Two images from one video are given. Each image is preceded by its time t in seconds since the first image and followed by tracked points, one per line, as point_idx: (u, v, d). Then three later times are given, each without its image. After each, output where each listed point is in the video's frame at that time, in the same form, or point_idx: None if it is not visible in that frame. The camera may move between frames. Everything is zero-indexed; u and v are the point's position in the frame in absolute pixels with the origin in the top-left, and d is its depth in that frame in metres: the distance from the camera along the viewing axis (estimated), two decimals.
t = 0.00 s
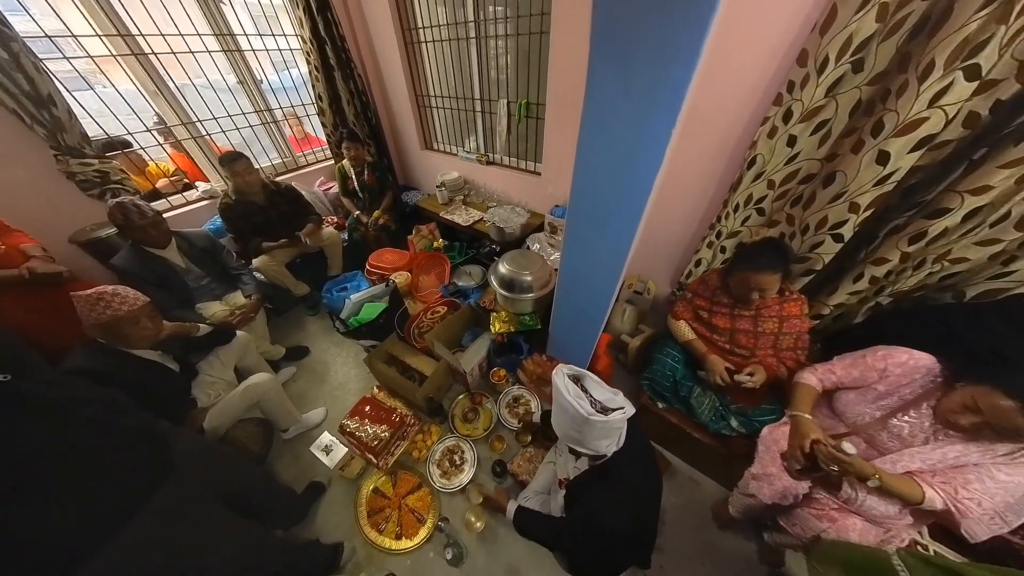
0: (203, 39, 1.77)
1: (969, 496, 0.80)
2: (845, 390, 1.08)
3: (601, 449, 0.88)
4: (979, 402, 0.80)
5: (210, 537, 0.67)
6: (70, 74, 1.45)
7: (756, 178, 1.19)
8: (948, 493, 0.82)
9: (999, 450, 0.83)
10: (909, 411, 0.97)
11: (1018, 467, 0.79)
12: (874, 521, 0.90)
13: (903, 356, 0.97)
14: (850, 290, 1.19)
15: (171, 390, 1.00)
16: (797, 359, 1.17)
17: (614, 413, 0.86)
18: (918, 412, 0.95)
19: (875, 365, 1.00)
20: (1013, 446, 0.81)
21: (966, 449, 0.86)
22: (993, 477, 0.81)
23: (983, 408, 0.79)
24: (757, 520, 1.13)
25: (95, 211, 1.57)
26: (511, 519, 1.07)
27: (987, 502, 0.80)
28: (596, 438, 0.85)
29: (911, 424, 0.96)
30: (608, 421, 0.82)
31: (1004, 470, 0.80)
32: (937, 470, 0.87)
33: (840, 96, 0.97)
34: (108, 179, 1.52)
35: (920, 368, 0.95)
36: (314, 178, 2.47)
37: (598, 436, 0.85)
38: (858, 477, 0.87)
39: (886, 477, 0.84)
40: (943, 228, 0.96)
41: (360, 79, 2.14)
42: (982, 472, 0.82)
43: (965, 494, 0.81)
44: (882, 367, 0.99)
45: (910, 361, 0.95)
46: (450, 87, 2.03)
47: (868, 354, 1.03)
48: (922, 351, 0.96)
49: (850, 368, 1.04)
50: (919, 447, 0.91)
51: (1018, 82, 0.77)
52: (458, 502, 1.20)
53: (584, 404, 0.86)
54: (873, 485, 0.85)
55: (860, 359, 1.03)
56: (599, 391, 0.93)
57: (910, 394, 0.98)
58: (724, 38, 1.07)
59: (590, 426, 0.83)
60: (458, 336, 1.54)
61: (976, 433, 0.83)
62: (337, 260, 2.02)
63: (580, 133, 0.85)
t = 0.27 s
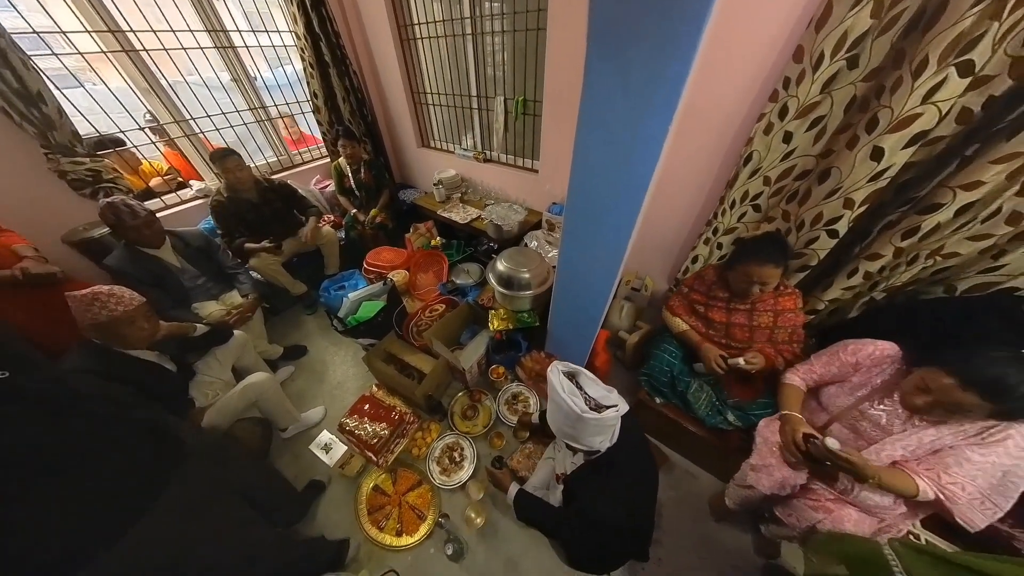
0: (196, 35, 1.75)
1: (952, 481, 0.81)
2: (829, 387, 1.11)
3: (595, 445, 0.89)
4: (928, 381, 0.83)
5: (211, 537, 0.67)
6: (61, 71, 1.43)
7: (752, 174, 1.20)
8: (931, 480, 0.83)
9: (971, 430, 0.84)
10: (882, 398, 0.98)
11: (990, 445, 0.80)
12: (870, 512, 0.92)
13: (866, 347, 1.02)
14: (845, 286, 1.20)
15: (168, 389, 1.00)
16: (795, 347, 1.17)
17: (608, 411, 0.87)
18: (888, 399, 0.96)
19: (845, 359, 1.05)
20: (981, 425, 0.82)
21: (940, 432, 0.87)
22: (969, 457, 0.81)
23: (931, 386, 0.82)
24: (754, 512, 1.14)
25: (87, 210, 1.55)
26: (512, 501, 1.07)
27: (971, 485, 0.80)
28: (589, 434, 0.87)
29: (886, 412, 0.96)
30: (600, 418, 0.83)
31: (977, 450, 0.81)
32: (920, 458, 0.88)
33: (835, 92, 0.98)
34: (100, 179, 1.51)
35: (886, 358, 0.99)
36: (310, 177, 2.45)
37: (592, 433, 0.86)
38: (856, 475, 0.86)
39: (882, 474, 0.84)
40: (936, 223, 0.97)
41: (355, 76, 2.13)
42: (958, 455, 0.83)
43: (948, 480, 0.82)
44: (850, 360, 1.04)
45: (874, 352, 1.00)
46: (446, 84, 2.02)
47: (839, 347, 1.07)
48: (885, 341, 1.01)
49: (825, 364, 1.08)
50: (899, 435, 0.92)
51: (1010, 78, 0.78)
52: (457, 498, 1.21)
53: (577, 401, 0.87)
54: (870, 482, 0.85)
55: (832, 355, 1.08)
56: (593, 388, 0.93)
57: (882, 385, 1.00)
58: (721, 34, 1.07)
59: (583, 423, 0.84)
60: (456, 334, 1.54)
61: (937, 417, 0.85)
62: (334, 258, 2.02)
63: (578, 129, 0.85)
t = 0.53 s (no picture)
0: (190, 33, 1.74)
1: (924, 465, 0.84)
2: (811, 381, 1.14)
3: (585, 437, 0.91)
4: (890, 372, 0.91)
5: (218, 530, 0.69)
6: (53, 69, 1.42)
7: (746, 172, 1.22)
8: (904, 464, 0.86)
9: (940, 415, 0.87)
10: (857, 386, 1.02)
11: (956, 429, 0.83)
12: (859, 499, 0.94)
13: (842, 339, 1.07)
14: (836, 280, 1.23)
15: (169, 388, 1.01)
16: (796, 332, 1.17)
17: (596, 403, 0.89)
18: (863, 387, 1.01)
19: (823, 351, 1.10)
20: (948, 410, 0.85)
21: (911, 418, 0.90)
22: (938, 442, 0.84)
23: (893, 376, 0.91)
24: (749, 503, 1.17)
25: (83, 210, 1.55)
26: (512, 492, 1.09)
27: (943, 468, 0.82)
28: (578, 427, 0.89)
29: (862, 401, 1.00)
30: (589, 410, 0.85)
31: (944, 434, 0.84)
32: (897, 445, 0.91)
33: (827, 90, 0.99)
34: (96, 178, 1.51)
35: (859, 348, 1.05)
36: (307, 175, 2.45)
37: (582, 425, 0.88)
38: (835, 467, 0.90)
39: (860, 464, 0.88)
40: (924, 219, 0.99)
41: (351, 73, 2.12)
42: (928, 440, 0.85)
43: (920, 464, 0.84)
44: (828, 352, 1.09)
45: (849, 343, 1.05)
46: (443, 81, 2.02)
47: (817, 342, 1.12)
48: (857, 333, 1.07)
49: (807, 358, 1.12)
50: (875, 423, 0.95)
51: (995, 77, 0.79)
52: (458, 492, 1.23)
53: (566, 395, 0.89)
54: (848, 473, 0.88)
55: (811, 349, 1.12)
56: (583, 382, 0.96)
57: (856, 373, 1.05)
58: (715, 32, 1.09)
59: (573, 415, 0.86)
60: (455, 331, 1.56)
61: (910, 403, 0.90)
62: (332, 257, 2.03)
63: (575, 127, 0.87)
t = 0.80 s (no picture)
0: (182, 28, 1.72)
1: (911, 455, 0.86)
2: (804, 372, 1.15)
3: (582, 428, 0.92)
4: (876, 362, 0.89)
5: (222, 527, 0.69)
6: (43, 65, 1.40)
7: (744, 166, 1.22)
8: (893, 455, 0.88)
9: (925, 404, 0.88)
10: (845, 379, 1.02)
11: (941, 419, 0.84)
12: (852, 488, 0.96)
13: (831, 333, 1.07)
14: (833, 274, 1.24)
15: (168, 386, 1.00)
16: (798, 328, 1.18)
17: (592, 393, 0.90)
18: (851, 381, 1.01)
19: (812, 346, 1.10)
20: (934, 401, 0.86)
21: (897, 408, 0.91)
22: (925, 431, 0.86)
23: (880, 367, 0.88)
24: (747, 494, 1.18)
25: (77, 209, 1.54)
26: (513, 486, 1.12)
27: (930, 457, 0.85)
28: (575, 417, 0.90)
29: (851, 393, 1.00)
30: (586, 401, 0.86)
31: (930, 424, 0.85)
32: (885, 434, 0.93)
33: (824, 84, 1.00)
34: (89, 176, 1.49)
35: (848, 342, 1.04)
36: (303, 172, 2.44)
37: (579, 417, 0.89)
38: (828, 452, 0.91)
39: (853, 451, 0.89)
40: (919, 212, 1.00)
41: (347, 69, 2.10)
42: (915, 430, 0.87)
43: (908, 454, 0.87)
44: (817, 347, 1.09)
45: (838, 338, 1.05)
46: (439, 77, 2.01)
47: (806, 337, 1.12)
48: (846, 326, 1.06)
49: (796, 353, 1.13)
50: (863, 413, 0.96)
51: (990, 70, 0.80)
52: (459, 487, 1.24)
53: (563, 387, 0.90)
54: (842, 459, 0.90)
55: (801, 344, 1.13)
56: (579, 374, 0.96)
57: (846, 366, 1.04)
58: (713, 26, 1.09)
59: (570, 407, 0.87)
60: (455, 327, 1.56)
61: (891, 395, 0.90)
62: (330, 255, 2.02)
63: (573, 122, 0.86)
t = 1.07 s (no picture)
0: (172, 22, 1.68)
1: (899, 438, 0.87)
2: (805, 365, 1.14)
3: (583, 428, 0.91)
4: (881, 354, 0.88)
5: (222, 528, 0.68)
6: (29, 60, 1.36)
7: (745, 160, 1.21)
8: (882, 438, 0.89)
9: (923, 395, 0.88)
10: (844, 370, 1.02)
11: (938, 408, 0.85)
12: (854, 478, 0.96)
13: (829, 326, 1.07)
14: (832, 268, 1.24)
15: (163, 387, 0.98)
16: (801, 321, 1.19)
17: (596, 394, 0.89)
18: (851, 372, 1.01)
19: (812, 339, 1.10)
20: (932, 391, 0.87)
21: (894, 397, 0.92)
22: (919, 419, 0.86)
23: (885, 359, 0.87)
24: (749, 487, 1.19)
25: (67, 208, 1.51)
26: (513, 482, 1.13)
27: (919, 443, 0.85)
28: (577, 418, 0.89)
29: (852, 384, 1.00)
30: (590, 401, 0.85)
31: (926, 413, 0.86)
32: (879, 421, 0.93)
33: (826, 76, 0.99)
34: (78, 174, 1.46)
35: (847, 334, 1.04)
36: (298, 170, 2.41)
37: (582, 416, 0.88)
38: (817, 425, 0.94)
39: (842, 426, 0.91)
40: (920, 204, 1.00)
41: (342, 64, 2.07)
42: (908, 417, 0.88)
43: (896, 437, 0.87)
44: (816, 340, 1.09)
45: (837, 330, 1.05)
46: (436, 72, 1.99)
47: (806, 330, 1.12)
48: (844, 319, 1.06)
49: (797, 348, 1.13)
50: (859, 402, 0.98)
51: (993, 60, 0.80)
52: (461, 485, 1.23)
53: (565, 387, 0.89)
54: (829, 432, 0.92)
55: (802, 338, 1.13)
56: (580, 373, 0.95)
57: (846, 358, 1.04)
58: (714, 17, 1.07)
59: (572, 407, 0.86)
60: (455, 324, 1.55)
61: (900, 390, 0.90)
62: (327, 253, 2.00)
63: (574, 114, 0.85)
